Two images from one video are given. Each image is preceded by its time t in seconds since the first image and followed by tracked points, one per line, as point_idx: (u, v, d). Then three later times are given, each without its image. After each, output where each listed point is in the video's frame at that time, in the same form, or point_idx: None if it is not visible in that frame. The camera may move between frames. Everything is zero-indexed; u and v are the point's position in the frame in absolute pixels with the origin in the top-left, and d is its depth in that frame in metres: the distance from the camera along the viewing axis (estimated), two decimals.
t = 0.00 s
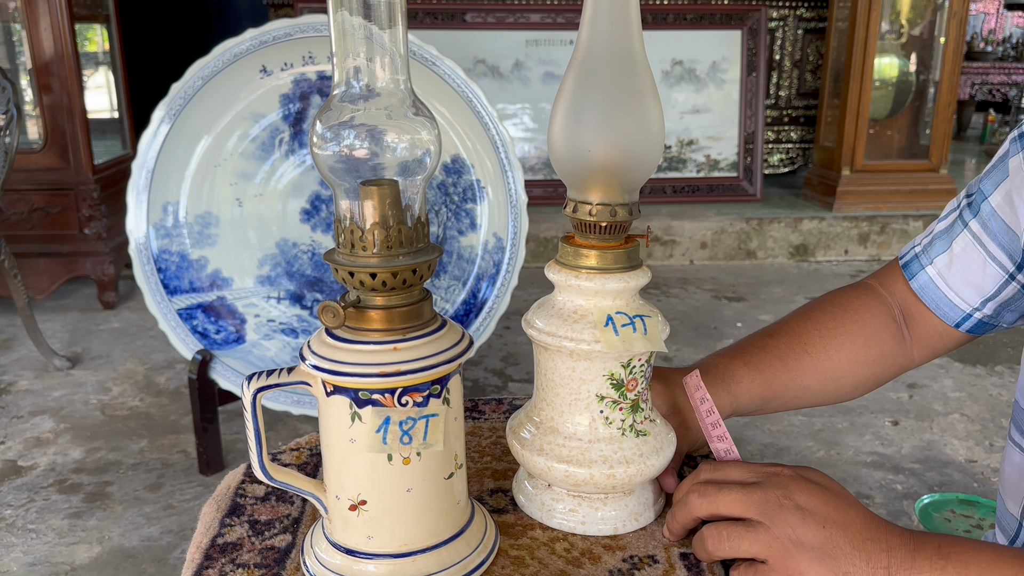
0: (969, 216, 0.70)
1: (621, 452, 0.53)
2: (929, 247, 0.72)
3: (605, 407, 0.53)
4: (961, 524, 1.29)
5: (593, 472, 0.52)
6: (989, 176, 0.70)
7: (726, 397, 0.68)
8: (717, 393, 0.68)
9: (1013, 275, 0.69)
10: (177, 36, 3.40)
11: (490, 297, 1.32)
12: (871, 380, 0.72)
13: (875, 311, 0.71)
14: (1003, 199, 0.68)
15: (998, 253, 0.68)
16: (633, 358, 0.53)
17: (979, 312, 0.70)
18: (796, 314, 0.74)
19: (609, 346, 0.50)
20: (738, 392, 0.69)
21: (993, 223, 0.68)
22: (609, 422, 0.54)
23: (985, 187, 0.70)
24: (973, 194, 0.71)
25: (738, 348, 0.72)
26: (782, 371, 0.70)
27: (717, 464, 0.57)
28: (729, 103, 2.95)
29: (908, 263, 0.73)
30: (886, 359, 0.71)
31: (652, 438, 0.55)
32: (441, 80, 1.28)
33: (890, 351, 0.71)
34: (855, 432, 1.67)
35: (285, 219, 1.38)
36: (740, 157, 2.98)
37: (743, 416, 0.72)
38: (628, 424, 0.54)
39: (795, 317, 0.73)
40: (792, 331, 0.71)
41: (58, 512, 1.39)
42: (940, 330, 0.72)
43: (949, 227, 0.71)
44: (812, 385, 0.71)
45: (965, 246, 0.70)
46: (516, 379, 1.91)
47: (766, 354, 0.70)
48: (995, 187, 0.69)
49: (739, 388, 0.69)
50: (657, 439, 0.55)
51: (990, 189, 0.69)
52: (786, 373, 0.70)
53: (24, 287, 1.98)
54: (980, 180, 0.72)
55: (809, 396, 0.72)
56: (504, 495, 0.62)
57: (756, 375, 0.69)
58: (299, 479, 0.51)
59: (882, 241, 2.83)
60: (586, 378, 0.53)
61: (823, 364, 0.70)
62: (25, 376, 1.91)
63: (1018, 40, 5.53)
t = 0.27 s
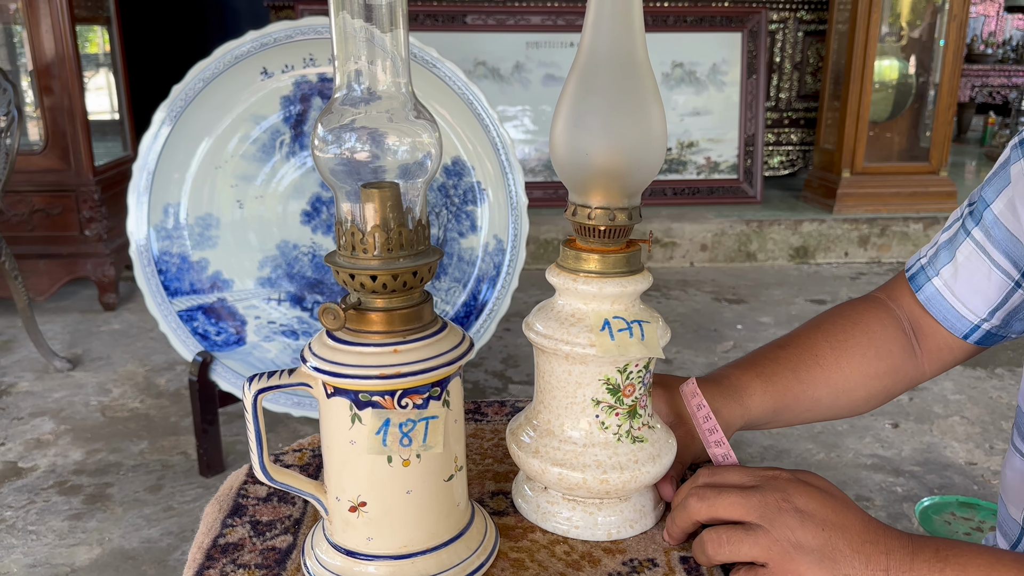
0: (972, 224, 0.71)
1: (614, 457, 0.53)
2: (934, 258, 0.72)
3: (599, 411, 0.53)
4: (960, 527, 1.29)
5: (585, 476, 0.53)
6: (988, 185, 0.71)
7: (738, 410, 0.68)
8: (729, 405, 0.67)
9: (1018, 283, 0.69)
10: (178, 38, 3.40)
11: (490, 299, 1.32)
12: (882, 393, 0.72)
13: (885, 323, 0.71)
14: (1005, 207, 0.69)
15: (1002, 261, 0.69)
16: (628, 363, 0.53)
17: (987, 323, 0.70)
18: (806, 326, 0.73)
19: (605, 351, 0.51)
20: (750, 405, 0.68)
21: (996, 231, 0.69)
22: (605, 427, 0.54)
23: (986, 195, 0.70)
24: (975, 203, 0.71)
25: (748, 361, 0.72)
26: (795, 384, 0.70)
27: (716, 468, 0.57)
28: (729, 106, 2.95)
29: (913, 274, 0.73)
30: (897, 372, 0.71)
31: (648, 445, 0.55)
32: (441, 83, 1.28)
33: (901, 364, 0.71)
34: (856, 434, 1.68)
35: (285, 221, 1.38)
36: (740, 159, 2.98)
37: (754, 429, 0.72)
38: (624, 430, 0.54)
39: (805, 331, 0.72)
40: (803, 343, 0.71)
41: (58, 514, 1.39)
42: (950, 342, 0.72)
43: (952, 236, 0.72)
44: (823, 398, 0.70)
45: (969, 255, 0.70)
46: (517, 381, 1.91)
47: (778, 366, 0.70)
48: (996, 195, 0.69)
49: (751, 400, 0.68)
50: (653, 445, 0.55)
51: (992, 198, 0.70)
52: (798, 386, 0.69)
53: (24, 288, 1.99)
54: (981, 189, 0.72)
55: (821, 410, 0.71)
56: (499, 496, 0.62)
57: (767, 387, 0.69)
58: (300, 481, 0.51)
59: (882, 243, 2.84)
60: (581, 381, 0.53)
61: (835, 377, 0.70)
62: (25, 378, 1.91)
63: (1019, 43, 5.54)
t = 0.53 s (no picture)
0: (977, 234, 0.71)
1: (616, 459, 0.53)
2: (941, 269, 0.72)
3: (603, 412, 0.53)
4: (963, 530, 1.29)
5: (586, 476, 0.53)
6: (991, 195, 0.71)
7: (749, 427, 0.68)
8: (740, 421, 0.67)
9: None
10: (179, 40, 3.41)
11: (492, 301, 1.32)
12: (893, 406, 0.72)
13: (895, 337, 0.71)
14: (1008, 215, 0.69)
15: (1008, 270, 0.69)
16: (632, 365, 0.52)
17: (995, 333, 0.70)
18: (816, 340, 0.73)
19: (606, 351, 0.51)
20: (762, 422, 0.68)
21: (1001, 239, 0.69)
22: (608, 428, 0.54)
23: (990, 205, 0.71)
24: (979, 213, 0.72)
25: (760, 376, 0.72)
26: (807, 400, 0.70)
27: (722, 472, 0.57)
28: (729, 108, 2.96)
29: (921, 286, 0.73)
30: (907, 386, 0.71)
31: (652, 448, 0.54)
32: (444, 87, 1.28)
33: (912, 378, 0.71)
34: (857, 437, 1.68)
35: (288, 224, 1.38)
36: (741, 162, 2.98)
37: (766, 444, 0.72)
38: (628, 432, 0.54)
39: (816, 346, 0.72)
40: (814, 359, 0.71)
41: (60, 516, 1.39)
42: (959, 354, 0.72)
43: (957, 247, 0.72)
44: (835, 414, 0.71)
45: (974, 265, 0.71)
46: (518, 383, 1.91)
47: (789, 382, 0.70)
48: (1000, 204, 0.70)
49: (764, 418, 0.68)
50: (657, 448, 0.55)
51: (996, 206, 0.70)
52: (810, 402, 0.69)
53: (26, 290, 1.98)
54: (985, 199, 0.73)
55: (833, 425, 0.71)
56: (504, 499, 0.62)
57: (779, 404, 0.69)
58: (306, 483, 0.51)
59: (883, 245, 2.84)
60: (585, 381, 0.53)
61: (847, 393, 0.70)
62: (26, 380, 1.91)
63: (1019, 46, 5.54)
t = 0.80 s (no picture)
0: (974, 237, 0.71)
1: (616, 458, 0.53)
2: (940, 272, 0.72)
3: (604, 411, 0.54)
4: (964, 532, 1.29)
5: (587, 475, 0.53)
6: (988, 198, 0.72)
7: (751, 430, 0.69)
8: (742, 424, 0.68)
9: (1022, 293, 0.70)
10: (179, 42, 3.41)
11: (492, 304, 1.33)
12: (895, 411, 0.72)
13: (898, 342, 0.71)
14: (1006, 217, 0.69)
15: (1006, 271, 0.70)
16: (633, 365, 0.53)
17: (994, 336, 0.70)
18: (819, 344, 0.74)
19: (608, 351, 0.51)
20: (764, 425, 0.69)
21: (998, 242, 0.70)
22: (609, 427, 0.54)
23: (987, 207, 0.71)
24: (977, 215, 0.72)
25: (763, 380, 0.72)
26: (808, 403, 0.70)
27: (722, 473, 0.57)
28: (729, 111, 2.96)
29: (920, 290, 0.73)
30: (908, 391, 0.72)
31: (653, 448, 0.54)
32: (444, 89, 1.29)
33: (913, 382, 0.71)
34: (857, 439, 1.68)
35: (289, 226, 1.38)
36: (741, 164, 2.98)
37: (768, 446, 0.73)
38: (629, 431, 0.54)
39: (819, 349, 0.73)
40: (817, 363, 0.72)
41: (60, 518, 1.39)
42: (961, 358, 0.72)
43: (955, 250, 0.72)
44: (836, 417, 0.71)
45: (972, 268, 0.71)
46: (518, 385, 1.91)
47: (792, 386, 0.71)
48: (997, 207, 0.70)
49: (766, 422, 0.69)
50: (658, 447, 0.55)
51: (993, 209, 0.70)
52: (812, 406, 0.70)
53: (26, 293, 1.98)
54: (982, 202, 0.73)
55: (834, 429, 0.72)
56: (504, 500, 0.62)
57: (781, 408, 0.70)
58: (309, 484, 0.51)
59: (882, 248, 2.84)
60: (586, 381, 0.53)
61: (848, 397, 0.70)
62: (26, 382, 1.91)
63: (1018, 49, 5.56)
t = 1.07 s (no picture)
0: (972, 238, 0.72)
1: (618, 460, 0.53)
2: (938, 274, 0.73)
3: (605, 413, 0.54)
4: (962, 534, 1.29)
5: (589, 476, 0.53)
6: (986, 200, 0.72)
7: (748, 429, 0.68)
8: (740, 422, 0.68)
9: (1019, 294, 0.70)
10: (179, 45, 3.41)
11: (492, 305, 1.32)
12: (893, 413, 0.72)
13: (896, 344, 0.72)
14: (1003, 218, 0.70)
15: (1003, 272, 0.70)
16: (633, 366, 0.53)
17: (993, 336, 0.70)
18: (817, 346, 0.74)
19: (609, 353, 0.51)
20: (762, 424, 0.69)
21: (995, 243, 0.70)
22: (610, 429, 0.54)
23: (984, 209, 0.72)
24: (974, 217, 0.73)
25: (761, 380, 0.72)
26: (807, 404, 0.70)
27: (723, 474, 0.57)
28: (728, 113, 2.96)
29: (919, 291, 0.73)
30: (906, 393, 0.72)
31: (654, 449, 0.55)
32: (444, 91, 1.29)
33: (912, 384, 0.71)
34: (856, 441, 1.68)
35: (288, 228, 1.39)
36: (740, 166, 2.98)
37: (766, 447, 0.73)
38: (630, 432, 0.54)
39: (817, 350, 0.73)
40: (815, 363, 0.72)
41: (59, 520, 1.39)
42: (959, 360, 0.72)
43: (953, 251, 0.73)
44: (834, 418, 0.71)
45: (970, 269, 0.71)
46: (517, 388, 1.91)
47: (790, 386, 0.71)
48: (994, 208, 0.71)
49: (764, 420, 0.69)
50: (659, 448, 0.55)
51: (990, 211, 0.71)
52: (810, 406, 0.70)
53: (26, 295, 1.98)
54: (979, 204, 0.74)
55: (832, 431, 0.71)
56: (504, 502, 0.62)
57: (779, 407, 0.69)
58: (310, 487, 0.51)
59: (881, 250, 2.84)
60: (587, 383, 0.54)
61: (847, 397, 0.70)
62: (26, 384, 1.91)
63: (1017, 51, 5.57)
